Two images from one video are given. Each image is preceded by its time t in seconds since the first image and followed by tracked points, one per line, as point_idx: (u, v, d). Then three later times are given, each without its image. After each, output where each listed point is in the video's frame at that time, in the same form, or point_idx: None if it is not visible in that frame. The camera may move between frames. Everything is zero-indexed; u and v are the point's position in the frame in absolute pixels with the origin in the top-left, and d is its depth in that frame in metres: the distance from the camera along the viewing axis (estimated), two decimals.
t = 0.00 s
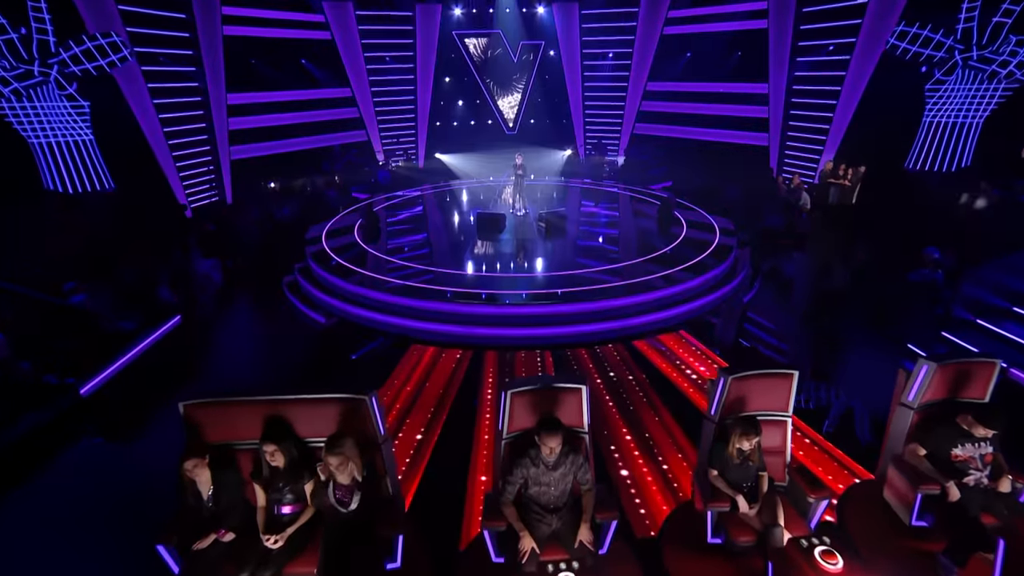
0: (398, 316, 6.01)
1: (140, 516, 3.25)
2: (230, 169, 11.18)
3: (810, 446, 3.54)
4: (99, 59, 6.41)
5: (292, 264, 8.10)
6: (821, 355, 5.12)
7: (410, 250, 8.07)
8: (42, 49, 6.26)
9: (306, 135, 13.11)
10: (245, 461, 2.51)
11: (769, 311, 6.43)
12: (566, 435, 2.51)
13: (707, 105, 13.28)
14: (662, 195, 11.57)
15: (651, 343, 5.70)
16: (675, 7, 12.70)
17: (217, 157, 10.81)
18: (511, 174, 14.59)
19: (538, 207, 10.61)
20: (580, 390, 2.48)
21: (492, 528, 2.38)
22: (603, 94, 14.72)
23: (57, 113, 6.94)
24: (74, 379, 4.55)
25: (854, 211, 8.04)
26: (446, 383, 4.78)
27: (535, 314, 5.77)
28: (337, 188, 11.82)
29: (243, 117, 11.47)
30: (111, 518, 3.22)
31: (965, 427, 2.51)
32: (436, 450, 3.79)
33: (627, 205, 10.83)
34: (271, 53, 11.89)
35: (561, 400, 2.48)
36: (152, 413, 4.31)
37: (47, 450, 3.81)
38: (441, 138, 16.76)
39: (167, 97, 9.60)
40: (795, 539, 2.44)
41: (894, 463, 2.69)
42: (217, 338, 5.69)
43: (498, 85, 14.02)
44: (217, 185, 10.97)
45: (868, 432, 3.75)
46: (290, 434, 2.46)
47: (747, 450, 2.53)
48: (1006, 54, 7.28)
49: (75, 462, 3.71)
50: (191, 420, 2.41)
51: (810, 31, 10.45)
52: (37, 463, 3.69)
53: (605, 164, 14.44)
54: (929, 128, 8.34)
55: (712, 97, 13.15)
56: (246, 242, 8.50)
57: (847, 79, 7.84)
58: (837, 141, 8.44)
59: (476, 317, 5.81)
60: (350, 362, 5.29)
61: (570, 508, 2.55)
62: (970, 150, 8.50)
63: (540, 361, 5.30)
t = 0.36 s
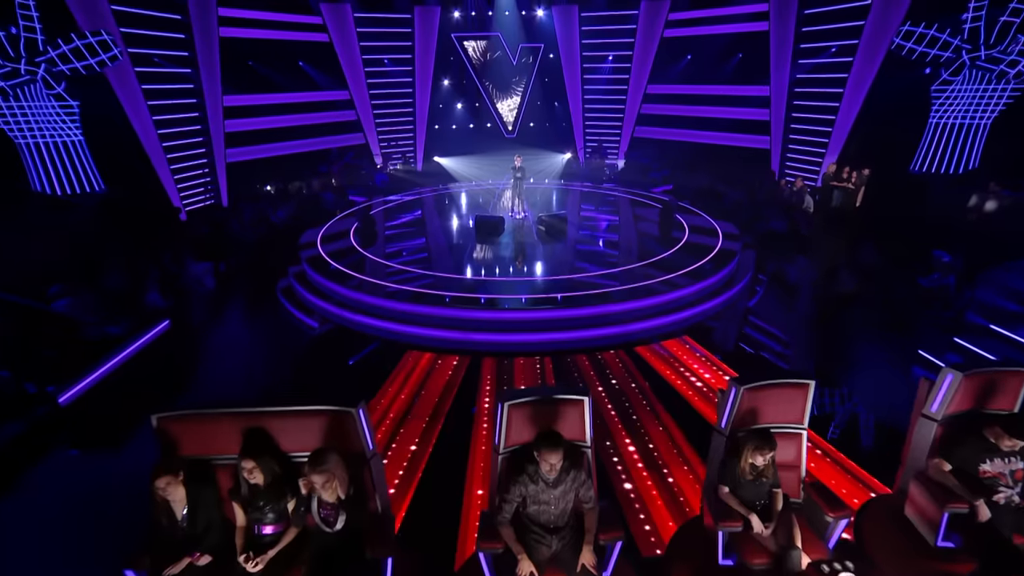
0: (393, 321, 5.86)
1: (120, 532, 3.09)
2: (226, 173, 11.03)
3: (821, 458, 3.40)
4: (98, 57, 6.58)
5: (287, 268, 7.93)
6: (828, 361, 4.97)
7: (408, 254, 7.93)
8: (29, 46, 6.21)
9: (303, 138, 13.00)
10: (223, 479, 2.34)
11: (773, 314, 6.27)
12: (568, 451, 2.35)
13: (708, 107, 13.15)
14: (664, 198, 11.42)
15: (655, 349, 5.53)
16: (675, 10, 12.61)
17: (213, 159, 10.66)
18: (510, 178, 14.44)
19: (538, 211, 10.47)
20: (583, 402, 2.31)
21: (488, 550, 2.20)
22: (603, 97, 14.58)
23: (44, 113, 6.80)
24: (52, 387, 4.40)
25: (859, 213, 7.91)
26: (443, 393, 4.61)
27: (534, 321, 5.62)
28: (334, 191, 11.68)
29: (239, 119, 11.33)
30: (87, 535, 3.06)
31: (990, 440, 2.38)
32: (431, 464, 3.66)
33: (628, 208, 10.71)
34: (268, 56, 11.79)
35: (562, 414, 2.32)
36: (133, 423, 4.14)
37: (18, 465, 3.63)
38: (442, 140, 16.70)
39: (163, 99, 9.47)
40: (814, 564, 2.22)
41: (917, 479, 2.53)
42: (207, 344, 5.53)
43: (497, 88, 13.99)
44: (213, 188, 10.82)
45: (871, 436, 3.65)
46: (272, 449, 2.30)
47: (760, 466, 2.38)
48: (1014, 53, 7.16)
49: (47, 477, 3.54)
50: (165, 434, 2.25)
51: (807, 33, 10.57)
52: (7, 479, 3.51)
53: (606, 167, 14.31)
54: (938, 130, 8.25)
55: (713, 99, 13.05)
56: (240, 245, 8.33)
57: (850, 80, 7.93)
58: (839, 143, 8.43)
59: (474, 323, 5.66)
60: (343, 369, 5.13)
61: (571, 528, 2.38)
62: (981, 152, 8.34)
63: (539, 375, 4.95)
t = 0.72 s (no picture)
0: (390, 327, 5.69)
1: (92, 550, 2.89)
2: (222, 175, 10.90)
3: (837, 471, 3.23)
4: (87, 55, 6.60)
5: (281, 272, 7.76)
6: (838, 368, 4.81)
7: (406, 258, 7.76)
8: (15, 44, 6.10)
9: (301, 140, 12.88)
10: (198, 498, 2.17)
11: (778, 319, 6.11)
12: (570, 467, 2.19)
13: (709, 110, 13.04)
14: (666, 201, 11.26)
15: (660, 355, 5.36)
16: (675, 12, 12.54)
17: (209, 161, 10.53)
18: (509, 181, 14.30)
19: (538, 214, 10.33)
20: (585, 414, 2.16)
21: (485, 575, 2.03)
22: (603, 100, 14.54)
23: (32, 113, 6.51)
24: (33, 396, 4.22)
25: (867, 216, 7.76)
26: (439, 402, 4.43)
27: (534, 326, 5.47)
28: (332, 193, 11.55)
29: (236, 121, 11.21)
30: (58, 554, 2.86)
31: None
32: (426, 479, 3.48)
33: (628, 211, 10.56)
34: (265, 57, 11.71)
35: (565, 428, 2.16)
36: (114, 431, 3.97)
37: None
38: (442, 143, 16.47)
39: (160, 100, 9.35)
40: None
41: (945, 496, 2.37)
42: (196, 350, 5.38)
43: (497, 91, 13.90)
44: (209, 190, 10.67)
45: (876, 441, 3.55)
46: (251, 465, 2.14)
47: (777, 483, 2.20)
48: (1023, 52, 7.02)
49: (21, 490, 3.35)
50: (135, 449, 2.08)
51: (810, 35, 10.49)
52: None
53: (606, 171, 14.17)
54: (944, 131, 7.91)
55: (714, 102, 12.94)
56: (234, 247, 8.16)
57: (854, 82, 7.97)
58: (842, 146, 8.50)
59: (472, 329, 5.50)
60: (335, 376, 4.97)
61: (574, 551, 2.22)
62: (989, 154, 8.09)
63: (537, 392, 4.61)
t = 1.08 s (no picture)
0: (386, 332, 5.53)
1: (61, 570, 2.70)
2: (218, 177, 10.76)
3: (853, 483, 3.07)
4: (76, 52, 6.45)
5: (275, 276, 7.59)
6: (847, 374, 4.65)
7: (403, 262, 7.60)
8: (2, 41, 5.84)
9: (298, 142, 12.75)
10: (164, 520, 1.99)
11: (785, 322, 5.95)
12: (574, 485, 2.03)
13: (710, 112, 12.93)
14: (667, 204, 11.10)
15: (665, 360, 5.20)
16: (676, 13, 12.45)
17: (204, 163, 10.38)
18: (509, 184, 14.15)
19: (537, 217, 10.18)
20: (590, 427, 2.01)
21: None
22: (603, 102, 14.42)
23: (19, 111, 6.35)
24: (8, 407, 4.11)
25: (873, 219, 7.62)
26: (435, 410, 4.25)
27: (534, 331, 5.30)
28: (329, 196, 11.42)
29: (232, 123, 11.08)
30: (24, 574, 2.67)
31: None
32: (421, 492, 3.30)
33: (629, 214, 10.42)
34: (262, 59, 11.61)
35: (567, 442, 2.00)
36: (89, 438, 3.79)
37: None
38: (441, 147, 16.31)
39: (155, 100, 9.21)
40: None
41: (978, 515, 2.22)
42: (185, 356, 5.21)
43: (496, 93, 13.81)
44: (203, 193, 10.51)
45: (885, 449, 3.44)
46: (224, 483, 1.96)
47: (799, 501, 2.03)
48: None
49: None
50: (98, 467, 1.91)
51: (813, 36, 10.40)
52: None
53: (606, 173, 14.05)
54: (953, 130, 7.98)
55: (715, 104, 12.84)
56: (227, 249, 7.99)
57: (857, 83, 7.74)
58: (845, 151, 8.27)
59: (469, 334, 5.33)
60: (328, 383, 4.81)
61: None
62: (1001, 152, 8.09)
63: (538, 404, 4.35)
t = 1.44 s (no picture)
0: (380, 338, 5.36)
1: None
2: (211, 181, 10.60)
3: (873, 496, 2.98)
4: (61, 50, 6.31)
5: (268, 280, 7.42)
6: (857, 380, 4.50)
7: (399, 265, 7.43)
8: None
9: (293, 145, 12.62)
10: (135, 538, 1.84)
11: (791, 327, 5.80)
12: (580, 504, 1.88)
13: (710, 115, 12.84)
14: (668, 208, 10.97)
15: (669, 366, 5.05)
16: (675, 16, 12.38)
17: (198, 167, 10.23)
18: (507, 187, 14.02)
19: (536, 221, 10.05)
20: (598, 441, 1.85)
21: None
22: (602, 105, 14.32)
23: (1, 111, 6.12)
24: None
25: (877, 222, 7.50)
26: (430, 419, 4.09)
27: (533, 336, 5.13)
28: (324, 200, 11.28)
29: (227, 125, 10.94)
30: None
31: None
32: (414, 509, 3.11)
33: (628, 218, 10.29)
34: (258, 61, 11.48)
35: (573, 458, 1.84)
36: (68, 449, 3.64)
37: None
38: (438, 151, 16.18)
39: (149, 102, 9.04)
40: None
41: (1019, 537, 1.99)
42: (173, 361, 5.05)
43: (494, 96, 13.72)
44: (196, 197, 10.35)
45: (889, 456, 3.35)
46: (198, 503, 1.84)
47: (825, 522, 1.86)
48: None
49: None
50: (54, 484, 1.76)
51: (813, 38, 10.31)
52: None
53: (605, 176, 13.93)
54: (960, 132, 7.65)
55: (714, 107, 12.75)
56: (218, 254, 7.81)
57: (859, 84, 7.85)
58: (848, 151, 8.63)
59: (466, 339, 5.16)
60: (320, 391, 4.65)
61: None
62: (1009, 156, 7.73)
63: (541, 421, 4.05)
